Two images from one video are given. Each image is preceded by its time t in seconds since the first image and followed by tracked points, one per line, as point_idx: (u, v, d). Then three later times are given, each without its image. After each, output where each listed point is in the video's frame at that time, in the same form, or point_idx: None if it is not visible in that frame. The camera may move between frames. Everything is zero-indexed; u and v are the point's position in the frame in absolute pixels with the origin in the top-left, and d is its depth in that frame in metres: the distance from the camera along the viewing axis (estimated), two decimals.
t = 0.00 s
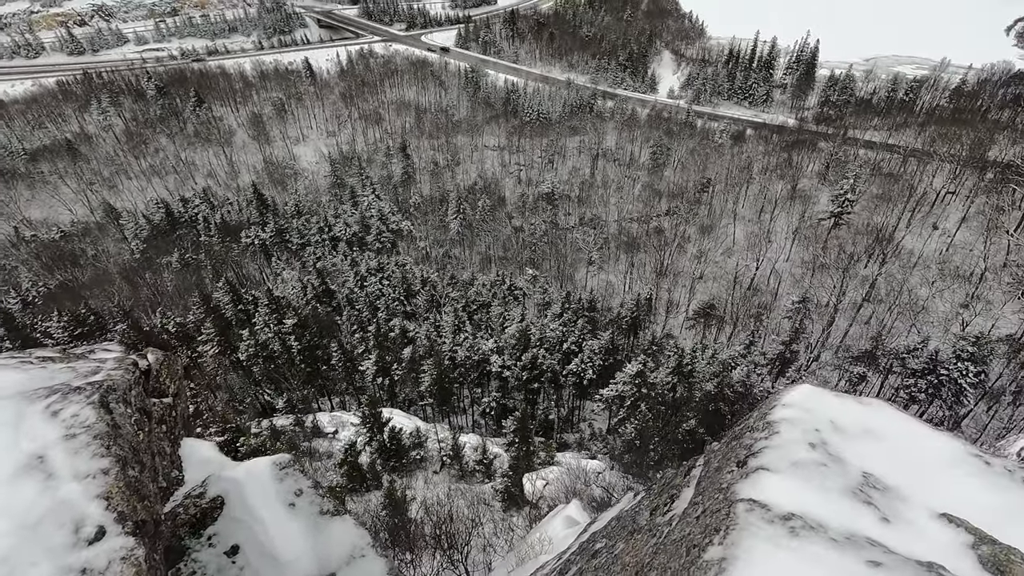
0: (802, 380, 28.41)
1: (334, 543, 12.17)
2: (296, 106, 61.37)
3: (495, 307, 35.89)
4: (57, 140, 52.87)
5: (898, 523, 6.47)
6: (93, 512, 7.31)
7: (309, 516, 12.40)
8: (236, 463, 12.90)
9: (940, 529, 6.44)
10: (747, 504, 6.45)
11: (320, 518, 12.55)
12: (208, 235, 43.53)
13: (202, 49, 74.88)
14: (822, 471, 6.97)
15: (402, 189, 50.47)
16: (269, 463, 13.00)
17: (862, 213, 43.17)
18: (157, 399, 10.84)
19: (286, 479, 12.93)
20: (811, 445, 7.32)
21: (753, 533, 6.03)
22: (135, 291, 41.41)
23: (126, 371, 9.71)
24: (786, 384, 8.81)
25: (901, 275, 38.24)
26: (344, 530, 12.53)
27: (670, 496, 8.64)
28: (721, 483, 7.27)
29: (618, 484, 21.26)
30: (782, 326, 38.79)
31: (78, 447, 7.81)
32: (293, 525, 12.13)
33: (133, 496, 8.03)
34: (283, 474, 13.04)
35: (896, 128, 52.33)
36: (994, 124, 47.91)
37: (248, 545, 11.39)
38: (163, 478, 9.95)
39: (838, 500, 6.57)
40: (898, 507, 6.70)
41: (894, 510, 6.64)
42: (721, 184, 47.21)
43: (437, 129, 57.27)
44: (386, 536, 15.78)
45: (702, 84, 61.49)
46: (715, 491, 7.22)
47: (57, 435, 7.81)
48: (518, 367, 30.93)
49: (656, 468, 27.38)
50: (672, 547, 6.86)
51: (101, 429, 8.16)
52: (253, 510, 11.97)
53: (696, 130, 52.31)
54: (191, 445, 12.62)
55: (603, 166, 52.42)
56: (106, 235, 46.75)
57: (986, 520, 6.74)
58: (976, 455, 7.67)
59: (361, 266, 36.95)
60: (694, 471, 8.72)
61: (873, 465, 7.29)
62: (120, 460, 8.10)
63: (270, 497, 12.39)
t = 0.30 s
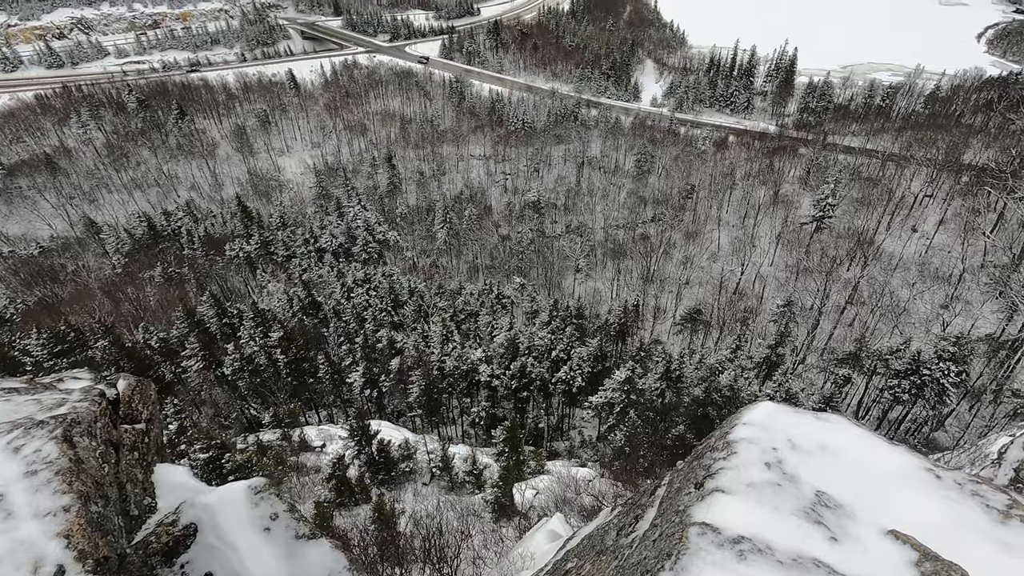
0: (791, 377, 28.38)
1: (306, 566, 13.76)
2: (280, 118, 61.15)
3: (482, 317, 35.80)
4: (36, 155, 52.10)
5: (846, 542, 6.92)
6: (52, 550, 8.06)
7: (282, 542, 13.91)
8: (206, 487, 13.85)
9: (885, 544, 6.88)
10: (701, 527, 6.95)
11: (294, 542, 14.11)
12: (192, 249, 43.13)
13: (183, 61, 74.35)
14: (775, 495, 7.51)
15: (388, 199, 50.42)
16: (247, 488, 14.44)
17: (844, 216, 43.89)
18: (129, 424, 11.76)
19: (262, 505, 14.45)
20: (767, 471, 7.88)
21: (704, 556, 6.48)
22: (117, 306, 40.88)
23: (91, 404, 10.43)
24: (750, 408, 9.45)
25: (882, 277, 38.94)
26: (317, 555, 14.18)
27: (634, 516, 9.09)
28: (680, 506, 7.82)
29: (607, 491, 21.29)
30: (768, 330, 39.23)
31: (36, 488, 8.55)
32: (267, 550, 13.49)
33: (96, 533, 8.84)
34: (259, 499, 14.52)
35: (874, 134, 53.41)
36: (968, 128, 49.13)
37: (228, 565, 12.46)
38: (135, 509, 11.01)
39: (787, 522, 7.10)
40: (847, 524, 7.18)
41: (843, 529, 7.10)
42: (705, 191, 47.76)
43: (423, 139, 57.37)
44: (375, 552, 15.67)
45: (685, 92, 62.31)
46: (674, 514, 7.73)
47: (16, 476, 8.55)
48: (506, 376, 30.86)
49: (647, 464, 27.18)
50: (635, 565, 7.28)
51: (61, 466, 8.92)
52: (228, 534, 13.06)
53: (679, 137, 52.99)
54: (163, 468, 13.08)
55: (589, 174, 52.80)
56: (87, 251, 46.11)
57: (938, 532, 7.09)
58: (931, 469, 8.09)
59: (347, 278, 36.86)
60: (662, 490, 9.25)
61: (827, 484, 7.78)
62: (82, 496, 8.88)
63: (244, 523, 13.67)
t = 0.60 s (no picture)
0: (776, 378, 28.60)
1: None
2: (261, 129, 60.72)
3: (468, 325, 35.71)
4: (9, 170, 51.05)
5: (793, 548, 7.99)
6: None
7: (257, 561, 13.39)
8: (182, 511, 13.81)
9: (829, 550, 7.96)
10: (653, 541, 8.03)
11: (269, 563, 13.55)
12: (172, 263, 42.54)
13: (161, 73, 73.51)
14: (729, 509, 8.62)
15: (372, 210, 50.27)
16: (220, 510, 14.23)
17: (823, 218, 44.65)
18: (100, 449, 12.13)
19: (236, 526, 14.06)
20: (722, 486, 9.05)
21: (654, 569, 7.52)
22: (95, 322, 40.17)
23: (57, 433, 10.77)
24: (711, 424, 10.74)
25: (861, 278, 39.66)
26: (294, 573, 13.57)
27: (599, 529, 10.30)
28: (635, 521, 9.00)
29: (596, 497, 21.22)
30: (751, 332, 39.65)
31: None
32: (241, 570, 12.97)
33: (59, 565, 8.97)
34: (233, 521, 14.19)
35: (849, 137, 54.45)
36: (939, 131, 50.42)
37: None
38: (107, 534, 11.37)
39: (737, 533, 8.16)
40: (793, 531, 8.30)
41: (791, 537, 8.19)
42: (687, 196, 48.26)
43: (406, 149, 57.32)
44: (362, 567, 15.52)
45: (665, 99, 63.03)
46: (629, 528, 8.89)
47: None
48: (494, 385, 30.75)
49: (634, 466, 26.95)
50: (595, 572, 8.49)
51: (26, 498, 9.20)
52: (201, 557, 12.68)
53: (660, 144, 53.67)
54: (136, 494, 13.13)
55: (572, 180, 53.11)
56: (63, 266, 45.25)
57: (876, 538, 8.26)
58: (872, 480, 9.32)
59: (331, 289, 36.72)
60: (623, 507, 10.53)
61: (777, 495, 8.94)
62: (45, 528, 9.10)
63: (217, 544, 13.29)
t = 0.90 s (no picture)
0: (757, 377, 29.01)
1: None
2: (237, 139, 59.95)
3: (452, 333, 35.52)
4: None
5: (743, 549, 8.50)
6: None
7: None
8: (151, 532, 14.47)
9: (777, 550, 8.47)
10: (606, 547, 8.40)
11: None
12: (148, 276, 41.66)
13: (133, 83, 72.18)
14: (683, 513, 9.16)
15: (352, 218, 49.91)
16: (189, 531, 14.93)
17: (799, 218, 45.49)
18: (63, 472, 12.27)
19: (205, 546, 14.87)
20: (677, 492, 9.59)
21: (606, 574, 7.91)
22: (69, 339, 39.18)
23: (11, 459, 10.84)
24: (671, 433, 11.35)
25: (837, 276, 40.41)
26: None
27: (561, 537, 10.82)
28: (593, 527, 9.40)
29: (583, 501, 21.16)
30: (732, 332, 40.15)
31: None
32: None
33: None
34: (202, 541, 14.99)
35: (822, 138, 55.54)
36: (908, 131, 51.77)
37: None
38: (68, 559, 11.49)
39: (690, 535, 8.67)
40: (744, 534, 8.81)
41: (741, 538, 8.70)
42: (666, 199, 48.68)
43: (385, 156, 57.00)
44: None
45: (642, 104, 63.65)
46: (587, 535, 9.29)
47: None
48: (479, 391, 30.63)
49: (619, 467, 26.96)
50: None
51: None
52: None
53: (638, 148, 54.28)
54: (101, 516, 13.64)
55: (552, 185, 53.35)
56: (34, 282, 44.11)
57: (820, 538, 8.83)
58: (819, 486, 9.91)
59: (313, 299, 36.37)
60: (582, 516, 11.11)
61: (730, 500, 9.51)
62: None
63: (188, 564, 14.14)
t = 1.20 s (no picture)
0: (735, 373, 29.50)
1: None
2: (208, 147, 58.85)
3: (433, 338, 35.23)
4: None
5: (684, 544, 8.57)
6: None
7: None
8: (106, 553, 14.14)
9: (718, 543, 8.58)
10: (549, 547, 8.44)
11: None
12: (118, 289, 40.23)
13: (99, 93, 70.48)
14: (628, 509, 9.23)
15: (329, 226, 49.39)
16: (148, 550, 14.94)
17: (773, 216, 46.34)
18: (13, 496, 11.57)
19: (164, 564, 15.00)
20: (624, 490, 9.64)
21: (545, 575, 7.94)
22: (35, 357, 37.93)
23: None
24: (624, 432, 11.40)
25: (811, 271, 41.21)
26: None
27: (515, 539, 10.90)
28: (541, 528, 9.45)
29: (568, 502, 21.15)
30: (711, 330, 40.65)
31: None
32: None
33: None
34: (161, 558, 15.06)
35: (793, 137, 56.72)
36: (875, 129, 53.23)
37: None
38: None
39: (633, 531, 8.73)
40: (687, 529, 8.90)
41: (684, 534, 8.78)
42: (642, 200, 48.97)
43: (361, 162, 56.44)
44: None
45: (617, 106, 64.23)
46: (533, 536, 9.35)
47: None
48: (461, 397, 30.66)
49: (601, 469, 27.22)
50: None
51: None
52: None
53: (614, 150, 54.81)
54: (55, 535, 12.96)
55: (530, 188, 53.49)
56: None
57: (762, 530, 8.94)
58: (765, 479, 10.05)
59: (290, 308, 35.74)
60: (539, 516, 11.29)
61: (676, 496, 9.59)
62: None
63: None
